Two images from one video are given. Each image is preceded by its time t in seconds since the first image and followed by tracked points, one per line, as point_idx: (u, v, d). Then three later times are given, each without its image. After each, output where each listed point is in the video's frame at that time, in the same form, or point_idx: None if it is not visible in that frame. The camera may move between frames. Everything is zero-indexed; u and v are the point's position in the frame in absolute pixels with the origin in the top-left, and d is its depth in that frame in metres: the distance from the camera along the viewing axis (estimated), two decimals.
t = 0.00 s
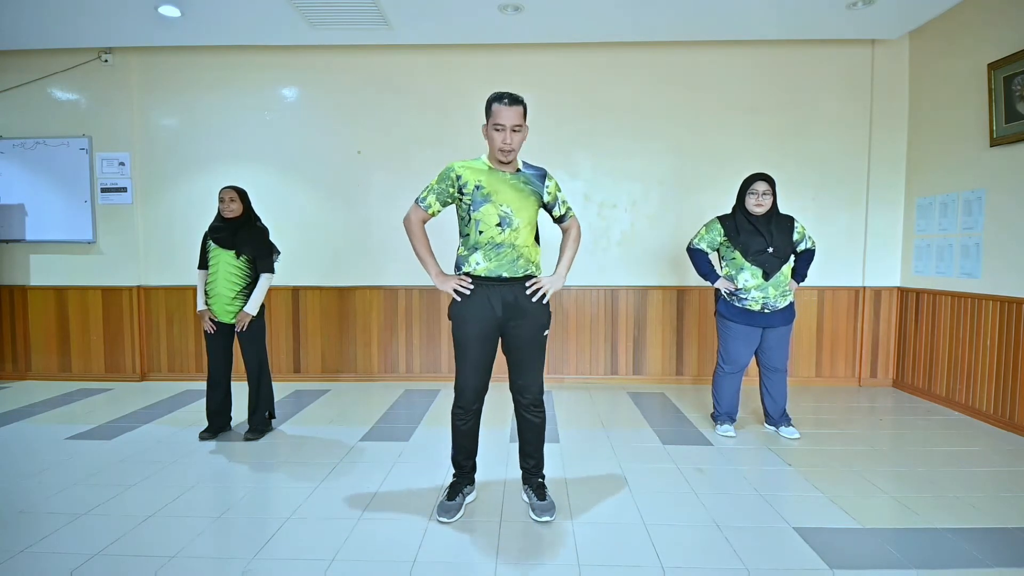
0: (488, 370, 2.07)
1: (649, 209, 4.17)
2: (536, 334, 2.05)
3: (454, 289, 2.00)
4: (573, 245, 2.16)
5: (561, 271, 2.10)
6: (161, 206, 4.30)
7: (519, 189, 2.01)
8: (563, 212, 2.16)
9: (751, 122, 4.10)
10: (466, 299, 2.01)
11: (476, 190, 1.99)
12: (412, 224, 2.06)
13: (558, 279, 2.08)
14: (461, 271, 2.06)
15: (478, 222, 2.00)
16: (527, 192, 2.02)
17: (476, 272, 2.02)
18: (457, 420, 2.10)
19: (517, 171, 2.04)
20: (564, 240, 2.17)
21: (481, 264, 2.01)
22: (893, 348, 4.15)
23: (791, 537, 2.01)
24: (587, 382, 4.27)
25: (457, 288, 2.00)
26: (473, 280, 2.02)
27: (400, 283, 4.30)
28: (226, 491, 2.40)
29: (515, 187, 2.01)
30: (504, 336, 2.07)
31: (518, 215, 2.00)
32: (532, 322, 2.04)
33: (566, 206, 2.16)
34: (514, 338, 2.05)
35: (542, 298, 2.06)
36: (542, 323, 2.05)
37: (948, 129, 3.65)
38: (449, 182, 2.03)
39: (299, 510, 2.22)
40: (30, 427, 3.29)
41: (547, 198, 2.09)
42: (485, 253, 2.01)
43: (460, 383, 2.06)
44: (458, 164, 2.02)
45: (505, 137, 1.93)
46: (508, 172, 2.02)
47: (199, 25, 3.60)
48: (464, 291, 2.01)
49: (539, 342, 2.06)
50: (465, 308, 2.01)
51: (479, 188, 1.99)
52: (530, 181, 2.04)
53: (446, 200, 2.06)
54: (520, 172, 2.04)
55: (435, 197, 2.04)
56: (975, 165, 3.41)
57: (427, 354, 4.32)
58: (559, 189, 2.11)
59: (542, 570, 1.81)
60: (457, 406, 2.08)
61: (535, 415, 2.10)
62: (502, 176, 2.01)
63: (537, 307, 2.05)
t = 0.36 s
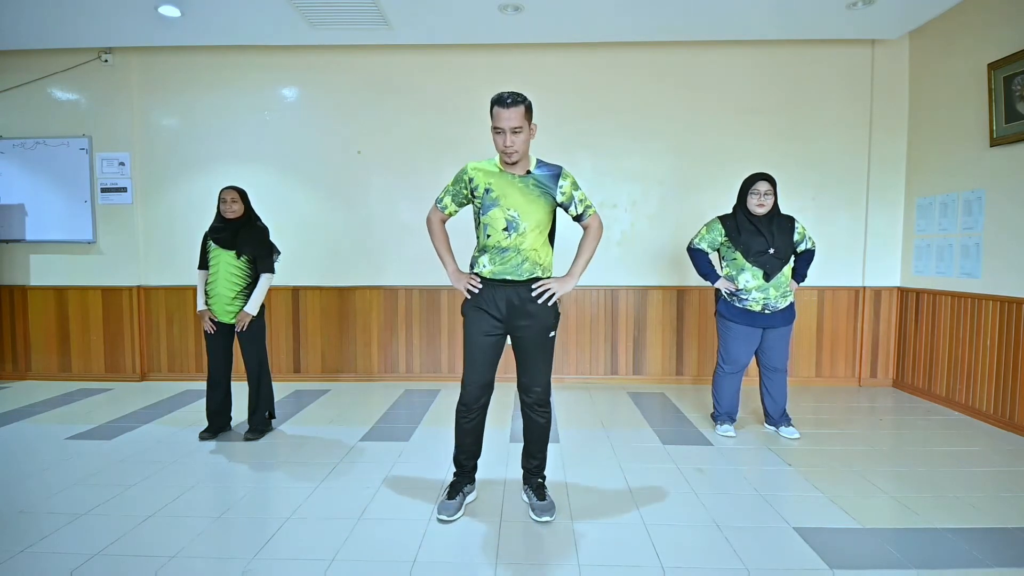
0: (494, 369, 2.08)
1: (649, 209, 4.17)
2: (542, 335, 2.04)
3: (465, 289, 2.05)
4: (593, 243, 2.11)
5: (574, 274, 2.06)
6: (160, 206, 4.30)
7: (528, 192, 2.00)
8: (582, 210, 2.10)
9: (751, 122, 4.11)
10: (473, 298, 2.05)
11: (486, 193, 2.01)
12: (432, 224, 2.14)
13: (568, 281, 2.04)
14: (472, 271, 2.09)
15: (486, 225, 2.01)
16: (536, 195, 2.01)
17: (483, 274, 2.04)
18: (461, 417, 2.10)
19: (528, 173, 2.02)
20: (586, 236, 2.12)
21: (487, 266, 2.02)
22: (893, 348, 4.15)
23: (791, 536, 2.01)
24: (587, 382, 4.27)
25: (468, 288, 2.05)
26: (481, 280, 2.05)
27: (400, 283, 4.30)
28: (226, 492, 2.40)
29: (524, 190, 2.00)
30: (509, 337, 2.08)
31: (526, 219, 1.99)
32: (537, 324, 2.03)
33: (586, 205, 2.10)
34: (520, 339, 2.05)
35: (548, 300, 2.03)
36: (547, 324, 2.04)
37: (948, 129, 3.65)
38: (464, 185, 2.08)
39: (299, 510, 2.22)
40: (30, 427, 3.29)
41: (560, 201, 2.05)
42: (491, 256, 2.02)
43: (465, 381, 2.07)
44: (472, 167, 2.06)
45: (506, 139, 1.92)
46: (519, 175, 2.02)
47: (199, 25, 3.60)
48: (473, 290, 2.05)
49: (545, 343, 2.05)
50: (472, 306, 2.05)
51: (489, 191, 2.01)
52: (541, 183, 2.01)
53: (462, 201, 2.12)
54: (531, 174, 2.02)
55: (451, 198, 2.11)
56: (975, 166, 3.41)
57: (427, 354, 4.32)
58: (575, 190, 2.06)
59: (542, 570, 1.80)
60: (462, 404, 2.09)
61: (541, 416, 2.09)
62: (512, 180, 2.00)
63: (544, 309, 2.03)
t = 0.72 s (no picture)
0: (491, 368, 2.08)
1: (649, 209, 4.17)
2: (537, 334, 2.04)
3: (459, 287, 2.06)
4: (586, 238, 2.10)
5: (565, 270, 2.05)
6: (160, 206, 4.30)
7: (517, 190, 2.00)
8: (573, 206, 2.08)
9: (751, 122, 4.10)
10: (466, 298, 2.06)
11: (476, 193, 2.02)
12: (425, 226, 2.16)
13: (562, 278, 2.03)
14: (466, 270, 2.09)
15: (477, 224, 2.03)
16: (526, 193, 2.01)
17: (476, 273, 2.04)
18: (462, 416, 2.10)
19: (517, 171, 2.02)
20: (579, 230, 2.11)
21: (479, 265, 2.03)
22: (893, 348, 4.15)
23: (791, 536, 2.01)
24: (587, 382, 4.27)
25: (462, 286, 2.05)
26: (475, 280, 2.05)
27: (400, 283, 4.30)
28: (226, 492, 2.40)
29: (513, 188, 2.00)
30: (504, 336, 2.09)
31: (516, 217, 1.99)
32: (533, 324, 2.03)
33: (577, 200, 2.08)
34: (515, 338, 2.05)
35: (544, 301, 2.03)
36: (540, 322, 2.04)
37: (948, 129, 3.65)
38: (453, 186, 2.09)
39: (299, 510, 2.22)
40: (29, 427, 3.29)
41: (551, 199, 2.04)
42: (483, 255, 2.03)
43: (463, 380, 2.08)
44: (461, 168, 2.07)
45: (495, 133, 1.94)
46: (507, 173, 2.02)
47: (199, 25, 3.60)
48: (466, 289, 2.05)
49: (539, 342, 2.05)
50: (466, 306, 2.05)
51: (478, 191, 2.02)
52: (530, 180, 2.01)
53: (453, 202, 2.14)
54: (520, 172, 2.02)
55: (441, 199, 2.13)
56: (975, 166, 3.41)
57: (427, 354, 4.31)
58: (564, 185, 2.05)
59: (542, 570, 1.80)
60: (462, 402, 2.09)
61: (538, 416, 2.10)
62: (501, 178, 2.01)
63: (537, 308, 2.03)
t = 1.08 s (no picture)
0: (478, 368, 2.06)
1: (649, 209, 4.17)
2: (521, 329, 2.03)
3: (437, 290, 2.02)
4: (548, 258, 2.06)
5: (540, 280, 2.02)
6: (160, 206, 4.30)
7: (494, 191, 2.00)
8: (533, 215, 2.07)
9: (751, 122, 4.10)
10: (447, 299, 2.03)
11: (451, 193, 2.01)
12: (397, 229, 2.10)
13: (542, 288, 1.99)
14: (443, 272, 2.06)
15: (454, 224, 2.01)
16: (502, 194, 2.01)
17: (456, 274, 2.02)
18: (452, 419, 2.06)
19: (493, 172, 2.03)
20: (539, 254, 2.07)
21: (459, 266, 2.01)
22: (893, 348, 4.15)
23: (791, 536, 2.01)
24: (587, 382, 4.27)
25: (441, 288, 2.02)
26: (454, 281, 2.02)
27: (400, 283, 4.30)
28: (226, 492, 2.40)
29: (490, 188, 2.00)
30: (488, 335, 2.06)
31: (493, 217, 2.00)
32: (517, 319, 2.03)
33: (538, 209, 2.07)
34: (501, 336, 2.03)
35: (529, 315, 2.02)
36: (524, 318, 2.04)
37: (948, 129, 3.65)
38: (428, 187, 2.06)
39: (299, 510, 2.22)
40: (29, 427, 3.29)
41: (523, 201, 2.05)
42: (462, 256, 2.01)
43: (450, 383, 2.03)
44: (436, 168, 2.05)
45: (472, 129, 1.94)
46: (484, 174, 2.02)
47: (199, 25, 3.60)
48: (446, 290, 2.02)
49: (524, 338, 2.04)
50: (448, 307, 2.03)
51: (455, 191, 2.00)
52: (506, 181, 2.02)
53: (428, 203, 2.09)
54: (496, 174, 2.03)
55: (416, 200, 2.08)
56: (975, 166, 3.41)
57: (427, 354, 4.31)
58: (535, 192, 2.06)
59: (542, 570, 1.80)
60: (451, 406, 2.05)
61: (534, 417, 2.07)
62: (477, 179, 2.01)
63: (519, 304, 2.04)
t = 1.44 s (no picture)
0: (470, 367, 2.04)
1: (649, 209, 4.17)
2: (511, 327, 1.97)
3: (423, 291, 2.02)
4: (520, 266, 2.03)
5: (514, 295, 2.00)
6: (161, 206, 4.30)
7: (477, 191, 2.00)
8: (511, 217, 2.05)
9: (751, 122, 4.10)
10: (434, 301, 2.02)
11: (435, 194, 2.01)
12: (382, 231, 2.09)
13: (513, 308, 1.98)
14: (428, 274, 2.06)
15: (438, 225, 2.01)
16: (485, 194, 2.01)
17: (441, 276, 2.01)
18: (448, 420, 2.05)
19: (477, 172, 2.02)
20: (511, 262, 2.03)
21: (444, 268, 2.00)
22: (893, 348, 4.15)
23: (791, 536, 2.01)
24: (587, 382, 4.27)
25: (426, 290, 2.02)
26: (439, 283, 2.01)
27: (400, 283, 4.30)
28: (226, 492, 2.40)
29: (473, 188, 2.00)
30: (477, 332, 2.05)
31: (476, 217, 1.99)
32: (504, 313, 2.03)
33: (517, 211, 2.06)
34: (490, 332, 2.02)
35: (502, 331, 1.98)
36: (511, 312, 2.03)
37: (948, 129, 3.65)
38: (412, 187, 2.06)
39: (299, 511, 2.22)
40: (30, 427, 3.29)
41: (505, 201, 2.04)
42: (446, 257, 2.01)
43: (443, 384, 2.03)
44: (420, 169, 2.05)
45: (457, 130, 1.93)
46: (466, 175, 2.02)
47: (199, 25, 3.60)
48: (432, 292, 2.01)
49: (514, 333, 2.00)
50: (435, 310, 2.01)
51: (439, 191, 2.00)
52: (489, 182, 2.02)
53: (412, 204, 2.09)
54: (479, 174, 2.02)
55: (400, 202, 2.08)
56: (975, 166, 3.41)
57: (426, 354, 4.31)
58: (516, 193, 2.06)
59: (542, 570, 1.80)
60: (446, 407, 2.04)
61: (523, 412, 2.00)
62: (460, 179, 2.01)
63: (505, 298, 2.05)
